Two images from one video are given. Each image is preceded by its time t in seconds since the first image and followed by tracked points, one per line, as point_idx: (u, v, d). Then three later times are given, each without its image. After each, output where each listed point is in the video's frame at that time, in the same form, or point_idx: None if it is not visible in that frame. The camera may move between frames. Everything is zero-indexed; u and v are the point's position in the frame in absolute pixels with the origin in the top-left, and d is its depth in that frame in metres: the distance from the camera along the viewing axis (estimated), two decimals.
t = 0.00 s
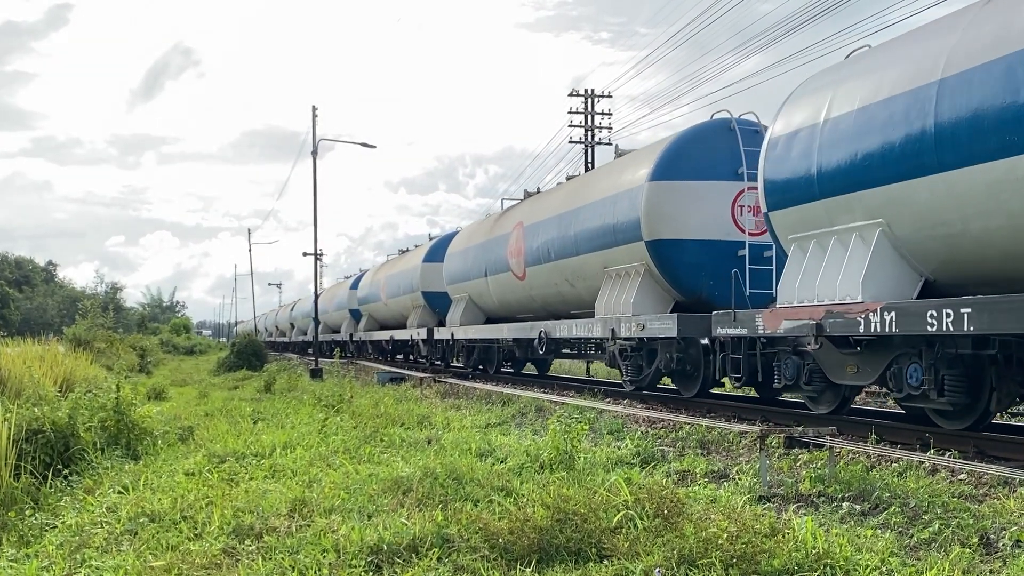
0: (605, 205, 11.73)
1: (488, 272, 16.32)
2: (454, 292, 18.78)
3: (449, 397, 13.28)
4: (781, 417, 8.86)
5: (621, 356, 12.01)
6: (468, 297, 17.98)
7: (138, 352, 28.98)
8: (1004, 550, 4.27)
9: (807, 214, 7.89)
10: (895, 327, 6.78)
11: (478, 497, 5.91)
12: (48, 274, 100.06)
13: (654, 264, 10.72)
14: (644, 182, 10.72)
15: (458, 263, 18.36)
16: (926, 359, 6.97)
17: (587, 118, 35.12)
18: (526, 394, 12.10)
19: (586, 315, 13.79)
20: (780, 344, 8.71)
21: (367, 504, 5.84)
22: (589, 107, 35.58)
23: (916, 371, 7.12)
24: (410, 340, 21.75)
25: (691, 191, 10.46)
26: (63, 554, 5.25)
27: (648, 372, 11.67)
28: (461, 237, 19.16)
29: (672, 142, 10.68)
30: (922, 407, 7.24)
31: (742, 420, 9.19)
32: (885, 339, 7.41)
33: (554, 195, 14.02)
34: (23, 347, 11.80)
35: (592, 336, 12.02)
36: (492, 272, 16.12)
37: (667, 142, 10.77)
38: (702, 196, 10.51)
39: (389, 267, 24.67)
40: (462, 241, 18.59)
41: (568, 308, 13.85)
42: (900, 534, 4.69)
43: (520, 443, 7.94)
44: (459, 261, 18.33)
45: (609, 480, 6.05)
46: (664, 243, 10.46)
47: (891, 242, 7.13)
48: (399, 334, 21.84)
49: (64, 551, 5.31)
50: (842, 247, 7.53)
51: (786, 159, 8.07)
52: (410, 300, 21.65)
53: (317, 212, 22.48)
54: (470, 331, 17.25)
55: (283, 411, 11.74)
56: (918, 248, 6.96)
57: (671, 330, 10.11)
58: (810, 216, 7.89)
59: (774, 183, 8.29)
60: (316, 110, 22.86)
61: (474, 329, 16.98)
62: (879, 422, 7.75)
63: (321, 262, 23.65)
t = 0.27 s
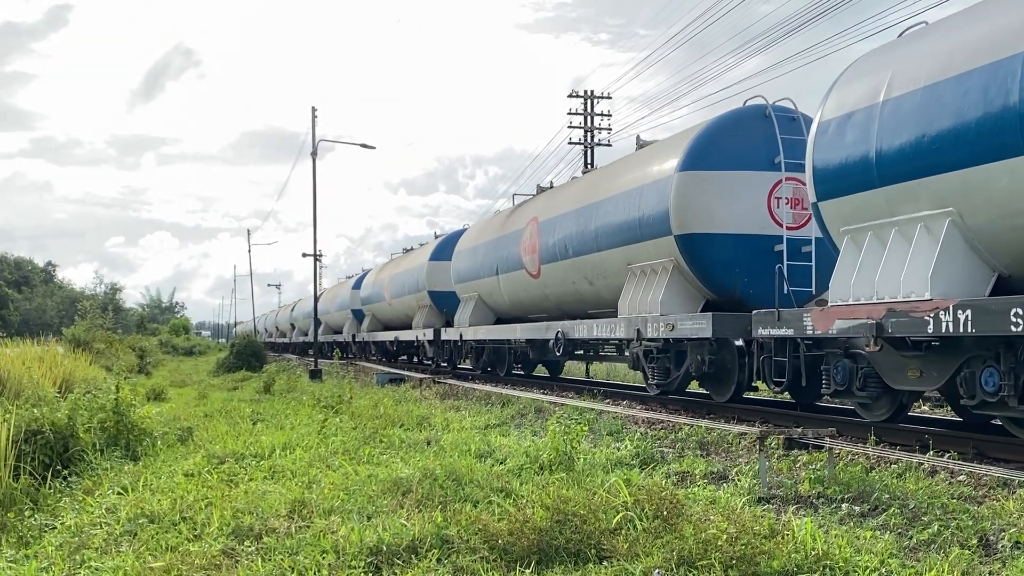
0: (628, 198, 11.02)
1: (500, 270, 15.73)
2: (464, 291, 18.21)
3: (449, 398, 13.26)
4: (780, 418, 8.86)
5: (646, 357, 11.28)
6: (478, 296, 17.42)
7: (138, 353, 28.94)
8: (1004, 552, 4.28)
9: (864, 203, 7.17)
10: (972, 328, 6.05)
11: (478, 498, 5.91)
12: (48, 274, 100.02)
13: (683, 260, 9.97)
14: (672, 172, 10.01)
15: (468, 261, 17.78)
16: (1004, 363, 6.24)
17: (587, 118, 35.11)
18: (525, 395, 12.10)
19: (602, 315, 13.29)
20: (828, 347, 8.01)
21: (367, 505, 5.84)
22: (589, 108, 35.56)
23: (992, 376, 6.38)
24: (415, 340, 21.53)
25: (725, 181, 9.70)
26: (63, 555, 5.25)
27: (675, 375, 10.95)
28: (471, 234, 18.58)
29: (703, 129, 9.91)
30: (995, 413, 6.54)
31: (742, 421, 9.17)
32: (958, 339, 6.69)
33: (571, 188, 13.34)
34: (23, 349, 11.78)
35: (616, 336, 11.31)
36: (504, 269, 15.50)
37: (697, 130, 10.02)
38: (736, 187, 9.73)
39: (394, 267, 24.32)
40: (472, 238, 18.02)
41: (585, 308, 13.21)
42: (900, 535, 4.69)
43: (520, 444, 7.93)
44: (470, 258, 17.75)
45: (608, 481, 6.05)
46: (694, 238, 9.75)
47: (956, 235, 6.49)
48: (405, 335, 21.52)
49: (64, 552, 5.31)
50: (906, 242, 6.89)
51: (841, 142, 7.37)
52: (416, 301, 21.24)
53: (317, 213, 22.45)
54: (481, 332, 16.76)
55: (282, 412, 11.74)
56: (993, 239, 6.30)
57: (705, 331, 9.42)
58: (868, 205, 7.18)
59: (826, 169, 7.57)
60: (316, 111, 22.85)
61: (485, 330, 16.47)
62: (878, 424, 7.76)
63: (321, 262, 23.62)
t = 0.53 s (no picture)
0: (655, 190, 10.29)
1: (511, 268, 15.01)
2: (472, 290, 17.50)
3: (448, 399, 13.25)
4: (779, 419, 8.86)
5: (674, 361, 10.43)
6: (487, 295, 16.69)
7: (137, 354, 28.90)
8: (1004, 553, 4.27)
9: (933, 190, 6.49)
10: None
11: (478, 499, 5.90)
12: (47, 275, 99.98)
13: (718, 256, 9.25)
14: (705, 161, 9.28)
15: (477, 259, 17.06)
16: None
17: (586, 119, 35.11)
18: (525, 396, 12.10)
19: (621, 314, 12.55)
20: (886, 349, 7.34)
21: (366, 506, 5.83)
22: (589, 109, 35.56)
23: None
24: (420, 341, 21.05)
25: (764, 170, 8.97)
26: (62, 556, 5.23)
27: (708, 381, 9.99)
28: (479, 231, 17.89)
29: (740, 115, 9.17)
30: None
31: (741, 422, 9.20)
32: None
33: (590, 181, 12.62)
34: (21, 349, 11.76)
35: (641, 337, 10.53)
36: (515, 267, 14.77)
37: (734, 115, 9.29)
38: (775, 176, 8.99)
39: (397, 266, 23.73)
40: (481, 235, 17.31)
41: (603, 307, 12.48)
42: (899, 536, 4.69)
43: (520, 445, 7.92)
44: (479, 256, 17.03)
45: (608, 482, 6.04)
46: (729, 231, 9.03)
47: None
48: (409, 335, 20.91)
49: (63, 553, 5.30)
50: (980, 234, 6.26)
51: (905, 124, 6.69)
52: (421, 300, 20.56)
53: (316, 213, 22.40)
54: (490, 332, 16.03)
55: (281, 412, 11.74)
56: None
57: (743, 331, 8.65)
58: (936, 193, 6.52)
59: (888, 152, 6.86)
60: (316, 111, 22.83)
61: (496, 331, 15.70)
62: (878, 425, 7.76)
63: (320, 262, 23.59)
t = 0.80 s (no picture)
0: (687, 181, 9.73)
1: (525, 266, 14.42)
2: (483, 289, 16.92)
3: (447, 400, 13.25)
4: (779, 420, 8.85)
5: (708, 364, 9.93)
6: (498, 294, 16.11)
7: (136, 355, 28.89)
8: (1004, 555, 4.27)
9: (1014, 174, 5.89)
10: None
11: (477, 500, 5.89)
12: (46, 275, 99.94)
13: (758, 250, 8.70)
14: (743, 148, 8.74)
15: (487, 256, 16.44)
16: None
17: (585, 120, 35.12)
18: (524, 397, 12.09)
19: (644, 314, 12.01)
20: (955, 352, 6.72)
21: (366, 508, 5.82)
22: (589, 111, 35.55)
23: None
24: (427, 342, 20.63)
25: (808, 158, 8.42)
26: (61, 557, 5.22)
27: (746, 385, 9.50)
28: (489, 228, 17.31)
29: (783, 100, 8.65)
30: None
31: (741, 423, 9.19)
32: None
33: (611, 174, 12.04)
34: (20, 349, 11.75)
35: (670, 339, 10.04)
36: (530, 265, 14.17)
37: (775, 100, 8.77)
38: (820, 165, 8.43)
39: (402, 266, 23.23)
40: (491, 232, 16.73)
41: (624, 307, 11.96)
42: (899, 538, 4.68)
43: (519, 446, 7.92)
44: (490, 254, 16.44)
45: (608, 483, 6.04)
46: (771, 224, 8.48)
47: None
48: (416, 336, 20.45)
49: (62, 554, 5.29)
50: None
51: (978, 103, 6.12)
52: (428, 300, 20.04)
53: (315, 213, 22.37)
54: (503, 333, 15.52)
55: (280, 413, 11.73)
56: None
57: (790, 332, 8.15)
58: (1009, 178, 5.95)
59: (961, 130, 6.27)
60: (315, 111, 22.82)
61: (510, 331, 15.18)
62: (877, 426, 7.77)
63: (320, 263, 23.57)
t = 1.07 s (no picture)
0: (723, 169, 9.12)
1: (539, 262, 13.76)
2: (494, 287, 16.26)
3: (447, 401, 13.24)
4: (778, 422, 8.84)
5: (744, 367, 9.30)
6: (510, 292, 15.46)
7: (135, 355, 28.86)
8: (1004, 556, 4.27)
9: None
10: None
11: (476, 501, 5.89)
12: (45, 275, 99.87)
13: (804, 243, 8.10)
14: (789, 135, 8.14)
15: (500, 253, 15.78)
16: None
17: (585, 121, 35.13)
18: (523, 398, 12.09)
19: (669, 314, 11.39)
20: None
21: (365, 509, 5.81)
22: (588, 112, 35.50)
23: None
24: (434, 343, 20.05)
25: (860, 144, 7.83)
26: (60, 557, 5.22)
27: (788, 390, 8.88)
28: (500, 224, 16.60)
29: (832, 82, 8.03)
30: None
31: (740, 424, 9.18)
32: None
33: (635, 165, 11.40)
34: (19, 349, 11.74)
35: (704, 340, 9.48)
36: (545, 261, 13.53)
37: (823, 82, 8.17)
38: (874, 150, 7.84)
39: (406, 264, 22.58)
40: (503, 228, 16.06)
41: (647, 306, 11.35)
42: (899, 539, 4.68)
43: (519, 447, 7.92)
44: (501, 251, 15.79)
45: (607, 484, 6.03)
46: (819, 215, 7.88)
47: None
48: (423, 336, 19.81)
49: (61, 555, 5.29)
50: None
51: None
52: (435, 299, 19.36)
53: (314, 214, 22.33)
54: (517, 334, 14.88)
55: (279, 414, 11.74)
56: None
57: (846, 332, 7.51)
58: None
59: None
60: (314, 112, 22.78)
61: (524, 331, 14.51)
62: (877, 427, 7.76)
63: (319, 263, 23.55)
